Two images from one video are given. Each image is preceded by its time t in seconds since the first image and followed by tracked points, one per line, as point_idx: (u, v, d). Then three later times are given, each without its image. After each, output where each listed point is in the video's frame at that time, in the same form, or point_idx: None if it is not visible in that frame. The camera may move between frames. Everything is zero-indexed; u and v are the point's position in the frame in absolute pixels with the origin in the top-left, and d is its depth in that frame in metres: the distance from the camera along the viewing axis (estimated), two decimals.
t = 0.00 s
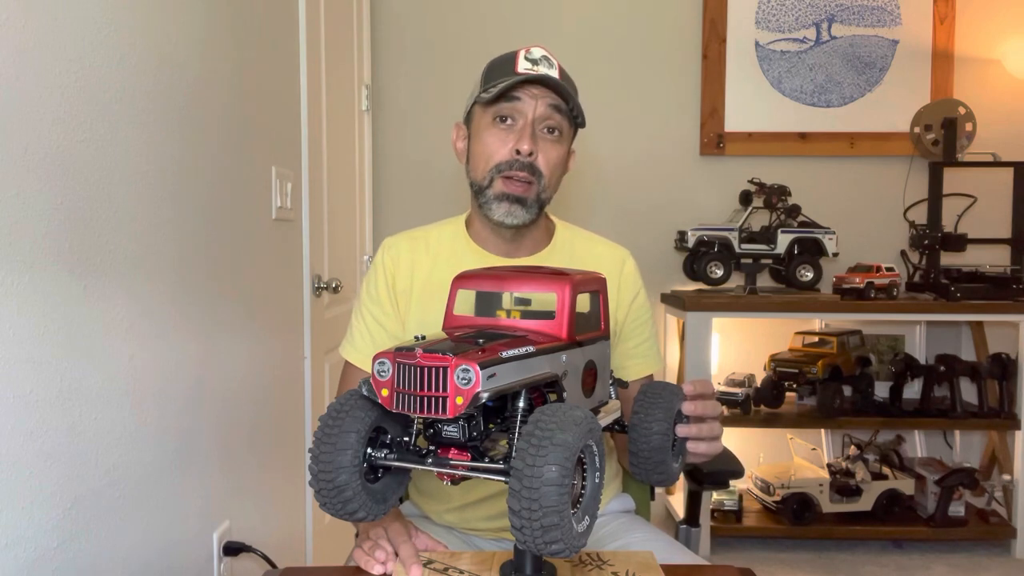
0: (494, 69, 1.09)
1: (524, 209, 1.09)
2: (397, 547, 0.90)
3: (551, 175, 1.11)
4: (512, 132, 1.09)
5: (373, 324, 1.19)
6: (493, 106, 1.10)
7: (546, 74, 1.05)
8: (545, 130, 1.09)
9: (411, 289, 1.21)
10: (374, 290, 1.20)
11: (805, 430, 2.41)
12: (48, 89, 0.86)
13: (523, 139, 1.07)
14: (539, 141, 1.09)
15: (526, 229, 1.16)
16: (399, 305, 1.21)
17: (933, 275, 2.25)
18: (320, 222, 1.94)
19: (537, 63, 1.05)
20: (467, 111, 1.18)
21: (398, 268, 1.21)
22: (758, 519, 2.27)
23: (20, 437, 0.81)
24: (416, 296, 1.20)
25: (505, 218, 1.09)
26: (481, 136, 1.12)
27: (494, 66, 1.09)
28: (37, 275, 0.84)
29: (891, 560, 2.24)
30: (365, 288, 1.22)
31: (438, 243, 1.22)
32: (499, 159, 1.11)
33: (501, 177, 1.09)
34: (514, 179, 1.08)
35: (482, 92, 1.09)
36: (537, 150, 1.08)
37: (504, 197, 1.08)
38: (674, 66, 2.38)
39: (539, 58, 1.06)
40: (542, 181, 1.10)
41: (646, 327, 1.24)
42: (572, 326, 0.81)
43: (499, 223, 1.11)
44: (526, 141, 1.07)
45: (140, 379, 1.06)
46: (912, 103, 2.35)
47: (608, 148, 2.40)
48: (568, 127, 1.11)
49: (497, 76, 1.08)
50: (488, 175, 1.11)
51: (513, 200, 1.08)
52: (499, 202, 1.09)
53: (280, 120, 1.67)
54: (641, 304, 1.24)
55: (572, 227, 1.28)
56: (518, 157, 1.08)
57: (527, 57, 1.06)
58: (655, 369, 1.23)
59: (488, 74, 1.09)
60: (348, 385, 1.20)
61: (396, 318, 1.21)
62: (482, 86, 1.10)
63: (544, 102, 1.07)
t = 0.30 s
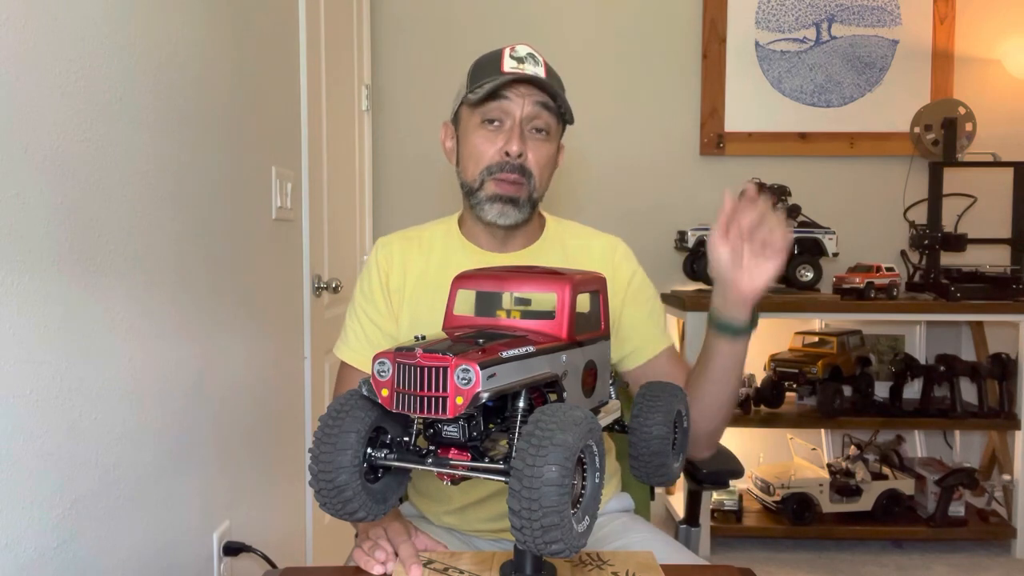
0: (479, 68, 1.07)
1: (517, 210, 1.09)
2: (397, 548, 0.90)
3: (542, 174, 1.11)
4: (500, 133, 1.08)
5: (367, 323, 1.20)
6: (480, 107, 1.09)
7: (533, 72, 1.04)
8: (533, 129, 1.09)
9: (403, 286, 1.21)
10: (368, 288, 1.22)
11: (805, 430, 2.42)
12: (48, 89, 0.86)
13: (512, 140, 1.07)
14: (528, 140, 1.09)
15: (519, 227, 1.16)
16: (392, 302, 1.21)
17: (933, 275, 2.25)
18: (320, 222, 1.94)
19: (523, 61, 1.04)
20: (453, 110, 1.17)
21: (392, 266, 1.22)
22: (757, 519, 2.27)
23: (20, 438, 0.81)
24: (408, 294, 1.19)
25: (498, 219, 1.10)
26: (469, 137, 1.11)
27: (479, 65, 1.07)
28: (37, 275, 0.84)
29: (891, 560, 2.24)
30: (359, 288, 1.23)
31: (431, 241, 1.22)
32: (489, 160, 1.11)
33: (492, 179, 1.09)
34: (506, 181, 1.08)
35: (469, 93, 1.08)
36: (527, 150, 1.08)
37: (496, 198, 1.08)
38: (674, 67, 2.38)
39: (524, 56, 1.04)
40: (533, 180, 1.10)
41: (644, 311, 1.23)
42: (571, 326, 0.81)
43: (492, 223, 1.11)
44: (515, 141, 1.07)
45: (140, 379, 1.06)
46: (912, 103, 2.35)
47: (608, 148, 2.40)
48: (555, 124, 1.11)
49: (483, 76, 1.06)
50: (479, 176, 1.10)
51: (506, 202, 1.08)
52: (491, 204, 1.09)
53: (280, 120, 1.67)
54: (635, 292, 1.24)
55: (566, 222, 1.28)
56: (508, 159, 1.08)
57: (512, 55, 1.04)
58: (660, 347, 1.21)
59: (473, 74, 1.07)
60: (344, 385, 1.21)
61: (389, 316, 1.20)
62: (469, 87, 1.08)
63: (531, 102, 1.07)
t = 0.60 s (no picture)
0: (462, 64, 1.12)
1: (509, 193, 1.08)
2: (397, 548, 0.90)
3: (532, 160, 1.11)
4: (486, 122, 1.10)
5: (365, 323, 1.20)
6: (466, 101, 1.12)
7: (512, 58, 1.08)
8: (519, 116, 1.11)
9: (401, 286, 1.20)
10: (367, 289, 1.22)
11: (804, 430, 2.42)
12: (48, 89, 0.86)
13: (498, 125, 1.09)
14: (515, 126, 1.10)
15: (515, 217, 1.15)
16: (391, 303, 1.21)
17: (933, 275, 2.25)
18: (320, 222, 1.94)
19: (502, 50, 1.09)
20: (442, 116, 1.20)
21: (390, 266, 1.22)
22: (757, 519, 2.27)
23: (20, 440, 0.81)
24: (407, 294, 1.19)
25: (491, 205, 1.09)
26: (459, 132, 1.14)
27: (462, 62, 1.13)
28: (37, 275, 0.84)
29: (891, 560, 2.24)
30: (358, 290, 1.23)
31: (429, 242, 1.23)
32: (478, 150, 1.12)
33: (482, 165, 1.09)
34: (496, 165, 1.08)
35: (453, 89, 1.12)
36: (514, 134, 1.09)
37: (488, 183, 1.08)
38: (674, 67, 2.38)
39: (504, 46, 1.09)
40: (524, 164, 1.10)
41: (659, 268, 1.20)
42: (571, 326, 0.81)
43: (487, 212, 1.10)
44: (502, 126, 1.09)
45: (140, 379, 1.06)
46: (912, 103, 2.35)
47: (608, 148, 2.40)
48: (541, 112, 1.13)
49: (465, 68, 1.10)
50: (470, 167, 1.11)
51: (497, 185, 1.08)
52: (483, 190, 1.09)
53: (280, 120, 1.67)
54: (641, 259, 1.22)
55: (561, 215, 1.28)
56: (496, 143, 1.08)
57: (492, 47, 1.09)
58: (692, 288, 1.17)
59: (457, 70, 1.12)
60: (344, 386, 1.21)
61: (388, 317, 1.20)
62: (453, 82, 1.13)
63: (513, 88, 1.10)
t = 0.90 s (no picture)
0: (437, 76, 1.10)
1: (521, 193, 1.08)
2: (397, 548, 0.90)
3: (531, 155, 1.11)
4: (479, 129, 1.10)
5: (366, 325, 1.21)
6: (451, 113, 1.10)
7: (488, 59, 1.07)
8: (508, 115, 1.11)
9: (402, 287, 1.21)
10: (368, 290, 1.22)
11: (804, 430, 2.42)
12: (48, 89, 0.86)
13: (493, 130, 1.08)
14: (507, 127, 1.10)
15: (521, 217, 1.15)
16: (391, 303, 1.21)
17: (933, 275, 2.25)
18: (320, 222, 1.94)
19: (475, 54, 1.07)
20: (425, 130, 1.18)
21: (390, 267, 1.22)
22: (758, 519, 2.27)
23: (20, 439, 0.81)
24: (408, 295, 1.19)
25: (506, 209, 1.08)
26: (450, 145, 1.12)
27: (437, 75, 1.10)
28: (37, 275, 0.84)
29: (891, 560, 2.24)
30: (359, 290, 1.23)
31: (429, 242, 1.23)
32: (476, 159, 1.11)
33: (487, 172, 1.08)
34: (501, 169, 1.07)
35: (434, 104, 1.10)
36: (511, 136, 1.09)
37: (498, 188, 1.07)
38: (674, 67, 2.38)
39: (475, 50, 1.08)
40: (527, 163, 1.09)
41: (652, 297, 1.21)
42: (571, 326, 0.81)
43: (502, 217, 1.09)
44: (496, 130, 1.08)
45: (140, 379, 1.06)
46: (911, 103, 2.35)
47: (608, 148, 2.40)
48: (526, 107, 1.13)
49: (444, 81, 1.08)
50: (472, 177, 1.10)
51: (508, 189, 1.07)
52: (495, 196, 1.07)
53: (280, 120, 1.67)
54: (638, 282, 1.22)
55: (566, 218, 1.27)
56: (496, 149, 1.07)
57: (464, 53, 1.07)
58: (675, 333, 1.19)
59: (434, 84, 1.10)
60: (344, 387, 1.21)
61: (389, 317, 1.20)
62: (432, 97, 1.10)
63: (497, 90, 1.09)
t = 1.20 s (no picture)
0: (436, 77, 1.09)
1: (514, 200, 1.09)
2: (397, 549, 0.90)
3: (527, 159, 1.11)
4: (474, 133, 1.09)
5: (364, 326, 1.21)
6: (448, 114, 1.10)
7: (487, 63, 1.05)
8: (505, 119, 1.10)
9: (401, 288, 1.21)
10: (368, 290, 1.22)
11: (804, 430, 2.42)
12: (48, 89, 0.86)
13: (488, 135, 1.08)
14: (503, 131, 1.09)
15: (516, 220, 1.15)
16: (391, 305, 1.21)
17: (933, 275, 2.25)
18: (320, 221, 1.94)
19: (474, 57, 1.05)
20: (423, 127, 1.18)
21: (389, 267, 1.22)
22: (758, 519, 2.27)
23: (20, 439, 0.81)
24: (407, 295, 1.19)
25: (499, 215, 1.09)
26: (446, 146, 1.12)
27: (435, 75, 1.09)
28: (37, 275, 0.84)
29: (891, 560, 2.24)
30: (359, 290, 1.23)
31: (429, 241, 1.23)
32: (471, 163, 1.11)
33: (481, 178, 1.08)
34: (494, 176, 1.08)
35: (431, 106, 1.09)
36: (506, 141, 1.08)
37: (491, 195, 1.08)
38: (674, 67, 2.38)
39: (474, 51, 1.06)
40: (521, 169, 1.10)
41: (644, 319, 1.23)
42: (571, 326, 0.81)
43: (495, 221, 1.11)
44: (492, 136, 1.07)
45: (140, 379, 1.06)
46: (911, 103, 2.35)
47: (608, 147, 2.40)
48: (524, 108, 1.12)
49: (442, 83, 1.07)
50: (467, 181, 1.10)
51: (501, 196, 1.08)
52: (488, 202, 1.08)
53: (280, 120, 1.67)
54: (632, 300, 1.24)
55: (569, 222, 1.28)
56: (490, 155, 1.07)
57: (463, 55, 1.06)
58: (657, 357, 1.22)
59: (433, 84, 1.09)
60: (344, 387, 1.21)
61: (388, 319, 1.21)
62: (430, 98, 1.10)
63: (494, 94, 1.08)
